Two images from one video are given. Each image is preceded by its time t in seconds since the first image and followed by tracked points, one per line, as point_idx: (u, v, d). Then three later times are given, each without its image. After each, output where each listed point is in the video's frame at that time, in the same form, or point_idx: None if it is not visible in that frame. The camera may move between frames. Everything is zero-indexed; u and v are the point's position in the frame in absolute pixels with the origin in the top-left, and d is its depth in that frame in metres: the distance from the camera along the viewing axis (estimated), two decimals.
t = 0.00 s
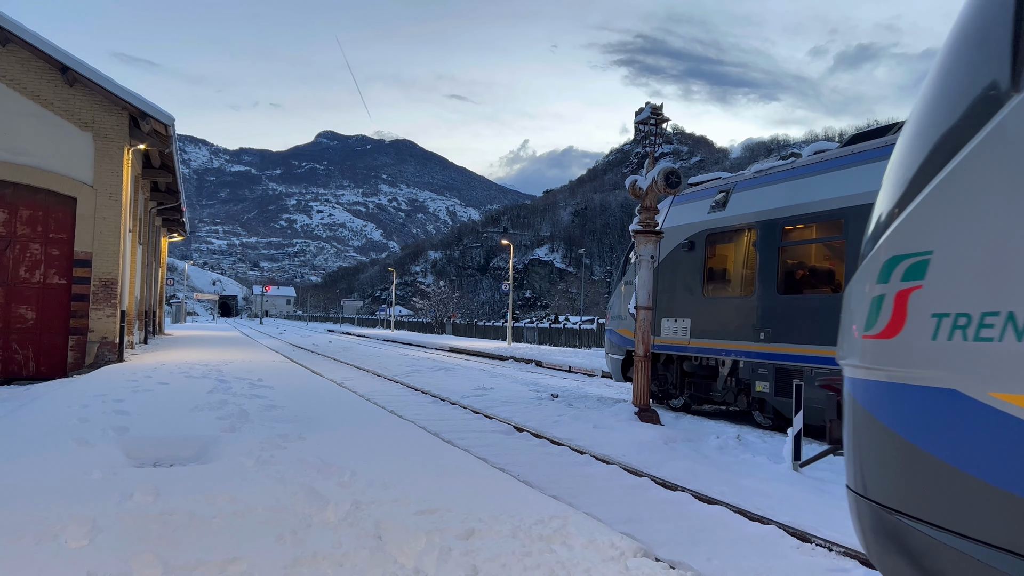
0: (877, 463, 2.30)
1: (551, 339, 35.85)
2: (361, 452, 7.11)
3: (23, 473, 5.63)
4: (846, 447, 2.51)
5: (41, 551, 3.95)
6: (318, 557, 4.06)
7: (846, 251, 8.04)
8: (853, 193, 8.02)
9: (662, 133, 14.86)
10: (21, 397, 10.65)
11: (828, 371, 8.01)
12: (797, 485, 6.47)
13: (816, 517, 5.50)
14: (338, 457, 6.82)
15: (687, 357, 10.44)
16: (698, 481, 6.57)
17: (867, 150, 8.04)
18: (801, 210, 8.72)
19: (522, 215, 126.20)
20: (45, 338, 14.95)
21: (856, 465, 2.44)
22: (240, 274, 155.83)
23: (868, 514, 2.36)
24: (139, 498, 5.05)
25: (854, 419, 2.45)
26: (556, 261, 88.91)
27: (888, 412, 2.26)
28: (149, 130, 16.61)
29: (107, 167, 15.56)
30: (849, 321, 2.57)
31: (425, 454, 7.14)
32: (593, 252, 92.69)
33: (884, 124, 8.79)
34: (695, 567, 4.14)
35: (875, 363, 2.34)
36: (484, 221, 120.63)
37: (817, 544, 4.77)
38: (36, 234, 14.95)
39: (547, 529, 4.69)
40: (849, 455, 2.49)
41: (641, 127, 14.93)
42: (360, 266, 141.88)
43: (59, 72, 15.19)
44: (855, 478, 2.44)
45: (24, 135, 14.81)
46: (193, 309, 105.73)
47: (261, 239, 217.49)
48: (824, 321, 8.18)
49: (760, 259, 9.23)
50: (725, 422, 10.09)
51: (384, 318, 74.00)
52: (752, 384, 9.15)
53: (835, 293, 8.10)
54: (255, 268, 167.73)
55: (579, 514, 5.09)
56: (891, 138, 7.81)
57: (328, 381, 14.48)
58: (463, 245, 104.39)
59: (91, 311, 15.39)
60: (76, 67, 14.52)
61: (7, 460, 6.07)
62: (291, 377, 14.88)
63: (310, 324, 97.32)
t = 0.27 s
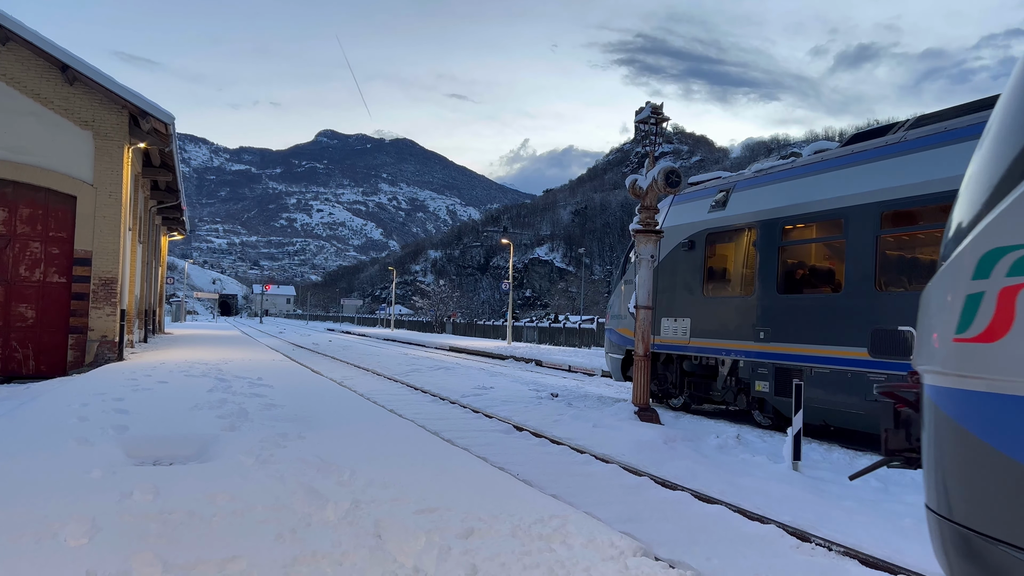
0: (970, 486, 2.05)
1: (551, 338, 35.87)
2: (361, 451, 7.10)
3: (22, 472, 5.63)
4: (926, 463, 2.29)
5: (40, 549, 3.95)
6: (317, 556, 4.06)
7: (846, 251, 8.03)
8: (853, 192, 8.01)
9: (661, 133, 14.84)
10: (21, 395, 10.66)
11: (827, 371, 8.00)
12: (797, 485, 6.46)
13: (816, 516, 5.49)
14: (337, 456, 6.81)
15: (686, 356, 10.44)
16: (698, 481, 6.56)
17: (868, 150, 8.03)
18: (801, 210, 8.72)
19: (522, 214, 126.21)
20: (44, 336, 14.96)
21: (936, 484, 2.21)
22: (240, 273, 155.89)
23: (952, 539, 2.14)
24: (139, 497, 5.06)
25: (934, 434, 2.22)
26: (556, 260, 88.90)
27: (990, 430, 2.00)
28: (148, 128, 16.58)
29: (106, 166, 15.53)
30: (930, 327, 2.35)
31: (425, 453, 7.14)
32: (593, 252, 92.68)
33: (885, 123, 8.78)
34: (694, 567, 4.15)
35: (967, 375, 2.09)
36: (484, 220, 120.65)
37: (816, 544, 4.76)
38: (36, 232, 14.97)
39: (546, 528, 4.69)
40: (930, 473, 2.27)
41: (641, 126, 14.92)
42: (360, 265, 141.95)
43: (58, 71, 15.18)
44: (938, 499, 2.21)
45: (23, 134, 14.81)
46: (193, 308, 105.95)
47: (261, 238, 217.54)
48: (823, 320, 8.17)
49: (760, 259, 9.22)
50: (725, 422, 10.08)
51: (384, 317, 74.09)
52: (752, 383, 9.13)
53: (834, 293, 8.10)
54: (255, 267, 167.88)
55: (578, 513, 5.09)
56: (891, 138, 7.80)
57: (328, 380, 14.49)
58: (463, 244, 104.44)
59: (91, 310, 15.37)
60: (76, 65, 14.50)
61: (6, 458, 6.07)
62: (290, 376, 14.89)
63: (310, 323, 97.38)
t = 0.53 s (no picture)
0: None
1: (551, 338, 35.88)
2: (361, 450, 7.11)
3: (23, 470, 5.64)
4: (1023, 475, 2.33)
5: (42, 548, 3.96)
6: (318, 554, 4.06)
7: (846, 250, 8.03)
8: (854, 192, 8.01)
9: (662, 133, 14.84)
10: (22, 394, 10.67)
11: (828, 370, 8.00)
12: (798, 484, 6.46)
13: (817, 516, 5.49)
14: (338, 454, 6.82)
15: (687, 355, 10.44)
16: (698, 480, 6.57)
17: (869, 149, 8.03)
18: (801, 209, 8.72)
19: (522, 213, 126.18)
20: (45, 335, 14.96)
21: None
22: (241, 272, 155.88)
23: None
24: (140, 495, 5.07)
25: None
26: (556, 259, 88.87)
27: None
28: (149, 127, 16.57)
29: (107, 165, 15.53)
30: None
31: (426, 451, 7.15)
32: (594, 251, 92.66)
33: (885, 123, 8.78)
34: (694, 566, 4.15)
35: None
36: (484, 220, 120.63)
37: (817, 543, 4.76)
38: (36, 231, 14.98)
39: (547, 527, 4.69)
40: None
41: (642, 125, 14.91)
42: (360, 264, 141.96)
43: (59, 69, 15.18)
44: None
45: (24, 133, 14.81)
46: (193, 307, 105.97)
47: (261, 237, 217.51)
48: (824, 320, 8.17)
49: (761, 258, 9.22)
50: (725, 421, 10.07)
51: (384, 316, 74.09)
52: (752, 383, 9.13)
53: (835, 292, 8.09)
54: (255, 265, 167.89)
55: (579, 512, 5.09)
56: (892, 137, 7.80)
57: (328, 379, 14.50)
58: (464, 244, 104.44)
59: (92, 308, 15.38)
60: (76, 64, 14.51)
61: (7, 456, 6.09)
62: (291, 375, 14.90)
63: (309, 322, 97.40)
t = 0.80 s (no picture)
0: None
1: (551, 337, 35.90)
2: (363, 449, 7.11)
3: (25, 469, 5.65)
4: None
5: (43, 547, 3.96)
6: (319, 554, 4.06)
7: (847, 250, 8.03)
8: (855, 191, 8.01)
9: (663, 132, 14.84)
10: (23, 393, 10.68)
11: (828, 369, 8.01)
12: (798, 484, 6.46)
13: (817, 515, 5.50)
14: (339, 453, 6.82)
15: (687, 355, 10.44)
16: (699, 479, 6.57)
17: (870, 149, 8.03)
18: (802, 209, 8.72)
19: (522, 212, 126.19)
20: (46, 334, 14.97)
21: None
22: (241, 270, 155.90)
23: None
24: (141, 494, 5.07)
25: None
26: (556, 259, 88.87)
27: None
28: (150, 126, 16.57)
29: (107, 164, 15.54)
30: None
31: (427, 450, 7.15)
32: (594, 250, 92.65)
33: (886, 122, 8.78)
34: (695, 566, 4.15)
35: None
36: (485, 219, 120.64)
37: (818, 542, 4.77)
38: (37, 230, 14.98)
39: (548, 526, 4.69)
40: None
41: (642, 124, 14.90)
42: (360, 263, 141.97)
43: (60, 68, 15.17)
44: None
45: (24, 132, 14.81)
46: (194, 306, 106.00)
47: (261, 236, 217.55)
48: (824, 319, 8.17)
49: (762, 257, 9.23)
50: (726, 420, 10.08)
51: (384, 315, 74.10)
52: (753, 382, 9.14)
53: (835, 292, 8.09)
54: (255, 264, 167.95)
55: (581, 511, 5.10)
56: (893, 137, 7.80)
57: (328, 378, 14.50)
58: (464, 243, 104.47)
59: (92, 307, 15.39)
60: (77, 63, 14.51)
61: (9, 455, 6.09)
62: (291, 373, 14.90)
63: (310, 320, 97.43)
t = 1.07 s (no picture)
0: None
1: (552, 336, 35.90)
2: (364, 448, 7.11)
3: (27, 467, 5.65)
4: None
5: (46, 545, 3.96)
6: (321, 552, 4.06)
7: (848, 249, 8.03)
8: (856, 190, 8.00)
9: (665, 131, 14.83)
10: (24, 391, 10.69)
11: (829, 368, 8.01)
12: (799, 483, 6.46)
13: (819, 514, 5.50)
14: (341, 452, 6.82)
15: (688, 354, 10.44)
16: (700, 478, 6.57)
17: (871, 148, 8.02)
18: (803, 208, 8.72)
19: (523, 211, 126.24)
20: (47, 333, 14.97)
21: None
22: (242, 270, 155.97)
23: None
24: (144, 492, 5.07)
25: None
26: (557, 258, 88.87)
27: None
28: (151, 125, 16.56)
29: (109, 162, 15.54)
30: None
31: (429, 449, 7.15)
32: (594, 249, 92.70)
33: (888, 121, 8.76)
34: (698, 565, 4.15)
35: None
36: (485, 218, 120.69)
37: (819, 541, 4.77)
38: (38, 229, 14.98)
39: (550, 525, 4.69)
40: None
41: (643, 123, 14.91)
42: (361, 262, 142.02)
43: (61, 67, 15.17)
44: None
45: (26, 131, 14.81)
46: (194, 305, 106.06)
47: (262, 235, 217.58)
48: (825, 319, 8.17)
49: (763, 256, 9.23)
50: (727, 419, 10.09)
51: (384, 314, 74.14)
52: (754, 381, 9.14)
53: (836, 291, 8.09)
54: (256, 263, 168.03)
55: (583, 510, 5.09)
56: (894, 136, 7.79)
57: (330, 376, 14.50)
58: (464, 242, 104.50)
59: (94, 306, 15.40)
60: (78, 61, 14.50)
61: (11, 454, 6.09)
62: (292, 372, 14.91)
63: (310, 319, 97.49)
